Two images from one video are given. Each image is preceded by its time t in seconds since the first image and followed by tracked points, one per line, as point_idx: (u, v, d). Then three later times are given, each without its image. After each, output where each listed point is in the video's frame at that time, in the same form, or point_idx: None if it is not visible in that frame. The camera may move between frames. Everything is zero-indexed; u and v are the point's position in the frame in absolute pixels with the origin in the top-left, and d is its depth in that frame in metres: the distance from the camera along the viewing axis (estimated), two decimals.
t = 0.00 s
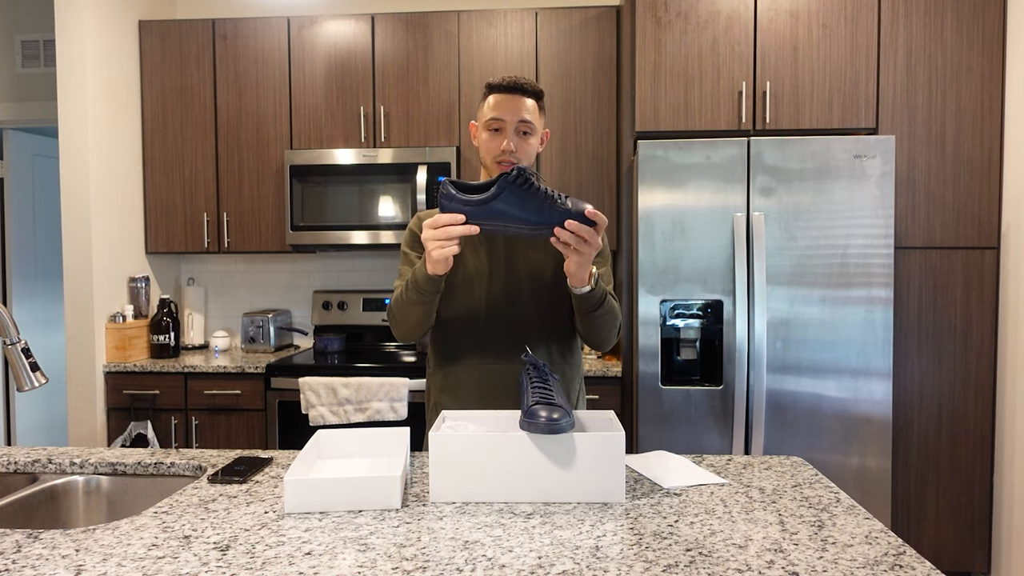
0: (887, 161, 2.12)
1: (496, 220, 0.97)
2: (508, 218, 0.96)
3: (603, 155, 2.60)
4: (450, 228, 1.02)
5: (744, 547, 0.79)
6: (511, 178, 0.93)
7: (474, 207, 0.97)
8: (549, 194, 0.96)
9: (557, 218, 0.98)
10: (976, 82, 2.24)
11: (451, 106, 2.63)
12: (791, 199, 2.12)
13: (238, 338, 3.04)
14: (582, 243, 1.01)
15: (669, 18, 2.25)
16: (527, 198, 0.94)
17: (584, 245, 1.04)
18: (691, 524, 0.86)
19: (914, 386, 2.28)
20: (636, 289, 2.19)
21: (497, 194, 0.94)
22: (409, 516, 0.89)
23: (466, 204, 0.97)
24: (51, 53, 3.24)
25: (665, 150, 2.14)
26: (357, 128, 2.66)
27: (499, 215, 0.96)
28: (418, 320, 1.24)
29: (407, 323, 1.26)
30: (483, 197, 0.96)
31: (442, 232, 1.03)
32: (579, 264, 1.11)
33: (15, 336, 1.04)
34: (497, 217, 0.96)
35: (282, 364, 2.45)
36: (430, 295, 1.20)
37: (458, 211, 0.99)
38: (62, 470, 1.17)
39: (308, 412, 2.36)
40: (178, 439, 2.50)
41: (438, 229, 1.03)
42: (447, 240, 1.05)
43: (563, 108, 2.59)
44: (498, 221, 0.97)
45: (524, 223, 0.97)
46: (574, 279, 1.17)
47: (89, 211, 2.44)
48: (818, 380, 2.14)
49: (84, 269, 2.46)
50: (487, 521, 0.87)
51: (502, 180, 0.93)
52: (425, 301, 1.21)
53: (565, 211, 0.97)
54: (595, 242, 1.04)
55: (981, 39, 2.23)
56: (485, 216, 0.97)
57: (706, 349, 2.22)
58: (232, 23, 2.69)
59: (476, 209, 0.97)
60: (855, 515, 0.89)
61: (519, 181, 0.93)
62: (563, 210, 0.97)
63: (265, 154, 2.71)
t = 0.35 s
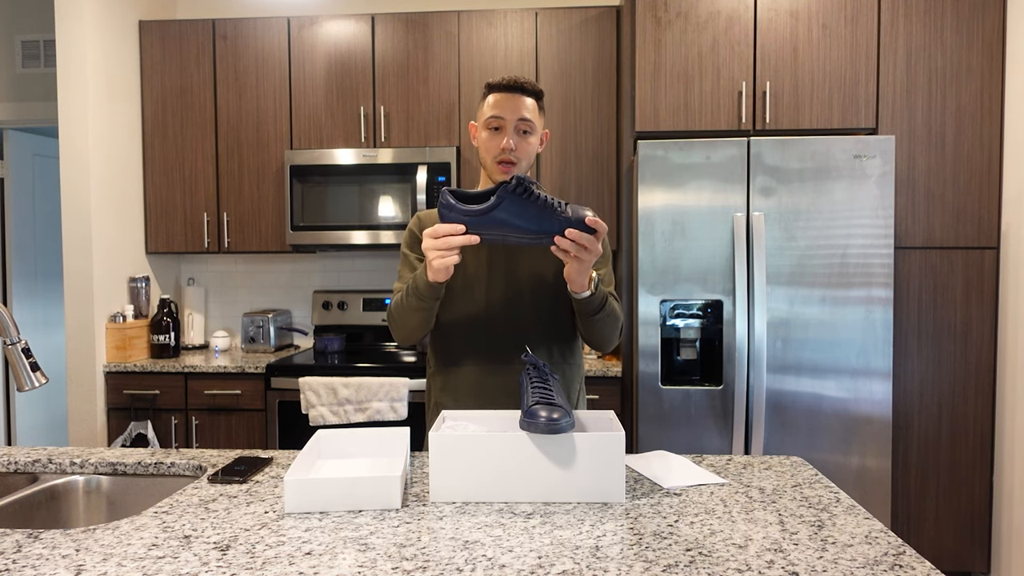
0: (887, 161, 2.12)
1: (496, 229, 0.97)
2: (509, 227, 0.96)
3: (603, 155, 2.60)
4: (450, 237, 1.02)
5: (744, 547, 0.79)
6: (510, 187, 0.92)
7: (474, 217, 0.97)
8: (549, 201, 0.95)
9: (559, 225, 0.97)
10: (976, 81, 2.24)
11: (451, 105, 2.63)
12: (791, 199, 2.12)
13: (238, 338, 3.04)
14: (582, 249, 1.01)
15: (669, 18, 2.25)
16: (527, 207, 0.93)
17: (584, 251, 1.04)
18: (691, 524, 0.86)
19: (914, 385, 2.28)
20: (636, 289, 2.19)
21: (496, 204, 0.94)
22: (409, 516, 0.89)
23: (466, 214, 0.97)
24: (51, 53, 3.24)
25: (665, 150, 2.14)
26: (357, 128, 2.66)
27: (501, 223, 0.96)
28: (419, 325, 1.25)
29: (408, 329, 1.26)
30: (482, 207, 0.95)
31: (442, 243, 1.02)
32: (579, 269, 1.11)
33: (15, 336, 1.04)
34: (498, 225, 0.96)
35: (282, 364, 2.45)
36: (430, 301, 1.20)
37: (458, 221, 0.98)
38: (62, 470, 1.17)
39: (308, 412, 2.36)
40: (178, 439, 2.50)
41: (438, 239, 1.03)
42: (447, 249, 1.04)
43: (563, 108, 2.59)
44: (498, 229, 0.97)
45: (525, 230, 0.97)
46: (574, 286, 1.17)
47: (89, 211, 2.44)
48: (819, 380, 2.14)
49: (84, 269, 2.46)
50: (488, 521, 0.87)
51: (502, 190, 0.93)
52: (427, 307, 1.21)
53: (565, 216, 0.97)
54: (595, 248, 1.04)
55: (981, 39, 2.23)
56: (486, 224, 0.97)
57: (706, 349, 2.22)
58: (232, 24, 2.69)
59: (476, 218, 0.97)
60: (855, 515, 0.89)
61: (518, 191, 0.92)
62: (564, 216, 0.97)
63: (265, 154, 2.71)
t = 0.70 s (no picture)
0: (887, 161, 2.12)
1: (493, 224, 0.97)
2: (503, 221, 0.96)
3: (603, 155, 2.60)
4: (458, 233, 1.01)
5: (743, 547, 0.79)
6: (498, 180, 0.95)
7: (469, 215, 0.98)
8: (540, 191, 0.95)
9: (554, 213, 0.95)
10: (976, 81, 2.24)
11: (451, 106, 2.63)
12: (791, 199, 2.12)
13: (238, 338, 3.04)
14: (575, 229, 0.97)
15: (669, 18, 2.25)
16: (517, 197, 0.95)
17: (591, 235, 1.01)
18: (691, 524, 0.86)
19: (914, 385, 2.28)
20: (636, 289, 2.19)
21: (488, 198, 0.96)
22: (409, 516, 0.89)
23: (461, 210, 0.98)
24: (51, 53, 3.24)
25: (665, 150, 2.14)
26: (357, 128, 2.66)
27: (494, 218, 0.96)
28: (423, 320, 1.26)
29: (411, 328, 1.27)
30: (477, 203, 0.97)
31: (447, 238, 1.01)
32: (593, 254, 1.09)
33: (15, 336, 1.05)
34: (493, 220, 0.97)
35: (282, 364, 2.45)
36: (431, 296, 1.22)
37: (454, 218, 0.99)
38: (62, 470, 1.17)
39: (308, 412, 2.36)
40: (178, 439, 2.50)
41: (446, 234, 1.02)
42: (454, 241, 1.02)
43: (562, 108, 2.59)
44: (494, 224, 0.97)
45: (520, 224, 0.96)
46: (588, 274, 1.16)
47: (89, 211, 2.44)
48: (819, 380, 2.14)
49: (84, 269, 2.46)
50: (488, 521, 0.87)
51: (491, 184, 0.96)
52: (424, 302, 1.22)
53: (557, 203, 0.96)
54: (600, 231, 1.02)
55: (981, 39, 2.23)
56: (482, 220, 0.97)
57: (706, 349, 2.22)
58: (232, 24, 2.69)
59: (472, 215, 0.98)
60: (855, 515, 0.89)
61: (506, 184, 0.95)
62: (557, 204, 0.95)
63: (265, 154, 2.71)
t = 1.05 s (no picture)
0: (887, 160, 2.12)
1: (442, 232, 0.95)
2: (454, 228, 0.94)
3: (603, 155, 2.60)
4: (423, 249, 1.00)
5: (743, 547, 0.79)
6: (434, 189, 0.94)
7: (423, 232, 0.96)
8: (478, 192, 0.93)
9: (494, 209, 0.92)
10: (976, 82, 2.24)
11: (451, 105, 2.63)
12: (791, 199, 2.12)
13: (238, 338, 3.04)
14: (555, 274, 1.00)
15: (669, 18, 2.25)
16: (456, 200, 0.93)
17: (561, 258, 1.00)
18: (691, 524, 0.86)
19: (914, 385, 2.28)
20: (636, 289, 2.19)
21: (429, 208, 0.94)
22: (409, 516, 0.89)
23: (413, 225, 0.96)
24: (51, 53, 3.24)
25: (665, 150, 2.14)
26: (357, 128, 2.66)
27: (446, 229, 0.94)
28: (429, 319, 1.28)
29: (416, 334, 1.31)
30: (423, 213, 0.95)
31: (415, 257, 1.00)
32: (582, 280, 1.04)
33: (15, 336, 1.05)
34: (442, 229, 0.95)
35: (282, 364, 2.45)
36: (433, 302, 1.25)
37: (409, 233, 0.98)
38: (62, 470, 1.17)
39: (308, 412, 2.36)
40: (178, 439, 2.50)
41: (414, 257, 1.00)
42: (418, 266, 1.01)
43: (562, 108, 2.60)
44: (445, 231, 0.95)
45: (467, 226, 0.93)
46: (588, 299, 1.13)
47: (89, 211, 2.44)
48: (819, 380, 2.14)
49: (84, 268, 2.46)
50: (488, 521, 0.87)
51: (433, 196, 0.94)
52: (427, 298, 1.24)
53: (500, 196, 0.92)
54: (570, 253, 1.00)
55: (981, 39, 2.23)
56: (434, 229, 0.95)
57: (706, 349, 2.22)
58: (232, 24, 2.69)
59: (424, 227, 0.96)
60: (855, 515, 0.89)
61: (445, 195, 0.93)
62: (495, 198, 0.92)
63: (265, 154, 2.71)
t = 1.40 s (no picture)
0: (887, 160, 2.12)
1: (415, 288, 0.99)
2: (405, 285, 0.97)
3: (603, 155, 2.60)
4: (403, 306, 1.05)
5: (743, 547, 0.79)
6: (375, 275, 0.97)
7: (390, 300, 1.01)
8: (394, 255, 0.93)
9: (428, 250, 0.91)
10: (976, 82, 2.24)
11: (451, 105, 2.63)
12: (791, 199, 2.12)
13: (238, 338, 3.04)
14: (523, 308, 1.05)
15: (669, 18, 2.25)
16: (394, 273, 0.94)
17: (524, 295, 1.04)
18: (691, 524, 0.86)
19: (914, 385, 2.28)
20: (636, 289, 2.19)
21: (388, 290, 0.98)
22: (409, 516, 0.89)
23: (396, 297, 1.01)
24: (51, 53, 3.24)
25: (665, 150, 2.14)
26: (357, 128, 2.66)
27: (402, 289, 0.98)
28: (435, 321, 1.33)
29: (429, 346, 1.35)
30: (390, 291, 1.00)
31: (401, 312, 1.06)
32: (550, 312, 1.08)
33: (15, 336, 1.05)
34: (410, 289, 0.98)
35: (282, 364, 2.45)
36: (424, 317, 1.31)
37: (390, 308, 1.04)
38: (62, 470, 1.17)
39: (308, 412, 2.36)
40: (178, 439, 2.50)
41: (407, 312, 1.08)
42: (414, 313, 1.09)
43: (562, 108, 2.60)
44: (415, 287, 0.98)
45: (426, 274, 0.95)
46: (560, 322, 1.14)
47: (89, 211, 2.44)
48: (819, 380, 2.14)
49: (84, 268, 2.46)
50: (487, 521, 0.87)
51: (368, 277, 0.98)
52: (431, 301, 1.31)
53: (414, 243, 0.91)
54: (532, 289, 1.05)
55: (981, 39, 2.23)
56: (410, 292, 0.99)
57: (706, 350, 2.21)
58: (232, 24, 2.69)
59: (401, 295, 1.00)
60: (855, 515, 0.89)
61: (376, 272, 0.96)
62: (418, 245, 0.91)
63: (265, 154, 2.71)
